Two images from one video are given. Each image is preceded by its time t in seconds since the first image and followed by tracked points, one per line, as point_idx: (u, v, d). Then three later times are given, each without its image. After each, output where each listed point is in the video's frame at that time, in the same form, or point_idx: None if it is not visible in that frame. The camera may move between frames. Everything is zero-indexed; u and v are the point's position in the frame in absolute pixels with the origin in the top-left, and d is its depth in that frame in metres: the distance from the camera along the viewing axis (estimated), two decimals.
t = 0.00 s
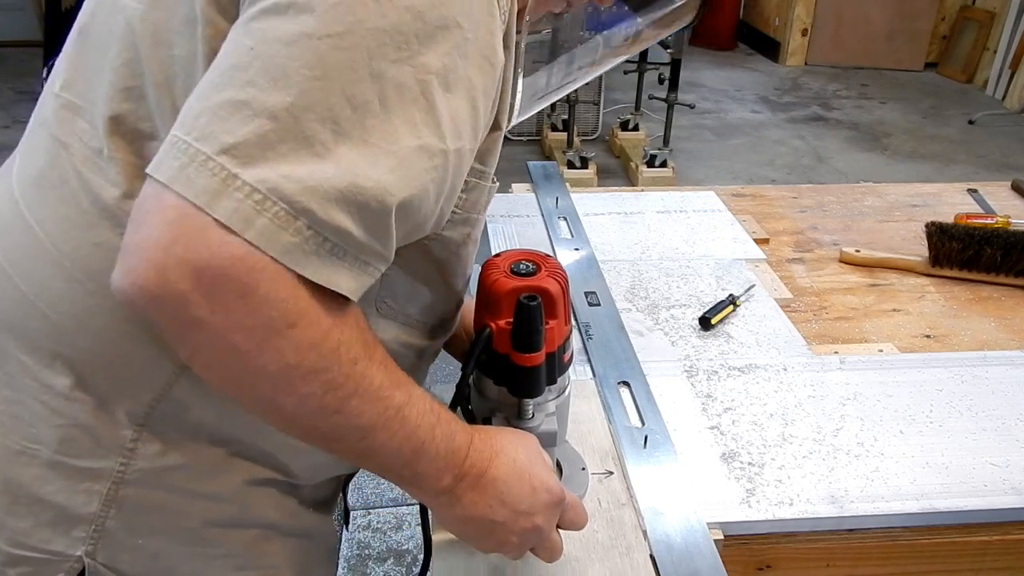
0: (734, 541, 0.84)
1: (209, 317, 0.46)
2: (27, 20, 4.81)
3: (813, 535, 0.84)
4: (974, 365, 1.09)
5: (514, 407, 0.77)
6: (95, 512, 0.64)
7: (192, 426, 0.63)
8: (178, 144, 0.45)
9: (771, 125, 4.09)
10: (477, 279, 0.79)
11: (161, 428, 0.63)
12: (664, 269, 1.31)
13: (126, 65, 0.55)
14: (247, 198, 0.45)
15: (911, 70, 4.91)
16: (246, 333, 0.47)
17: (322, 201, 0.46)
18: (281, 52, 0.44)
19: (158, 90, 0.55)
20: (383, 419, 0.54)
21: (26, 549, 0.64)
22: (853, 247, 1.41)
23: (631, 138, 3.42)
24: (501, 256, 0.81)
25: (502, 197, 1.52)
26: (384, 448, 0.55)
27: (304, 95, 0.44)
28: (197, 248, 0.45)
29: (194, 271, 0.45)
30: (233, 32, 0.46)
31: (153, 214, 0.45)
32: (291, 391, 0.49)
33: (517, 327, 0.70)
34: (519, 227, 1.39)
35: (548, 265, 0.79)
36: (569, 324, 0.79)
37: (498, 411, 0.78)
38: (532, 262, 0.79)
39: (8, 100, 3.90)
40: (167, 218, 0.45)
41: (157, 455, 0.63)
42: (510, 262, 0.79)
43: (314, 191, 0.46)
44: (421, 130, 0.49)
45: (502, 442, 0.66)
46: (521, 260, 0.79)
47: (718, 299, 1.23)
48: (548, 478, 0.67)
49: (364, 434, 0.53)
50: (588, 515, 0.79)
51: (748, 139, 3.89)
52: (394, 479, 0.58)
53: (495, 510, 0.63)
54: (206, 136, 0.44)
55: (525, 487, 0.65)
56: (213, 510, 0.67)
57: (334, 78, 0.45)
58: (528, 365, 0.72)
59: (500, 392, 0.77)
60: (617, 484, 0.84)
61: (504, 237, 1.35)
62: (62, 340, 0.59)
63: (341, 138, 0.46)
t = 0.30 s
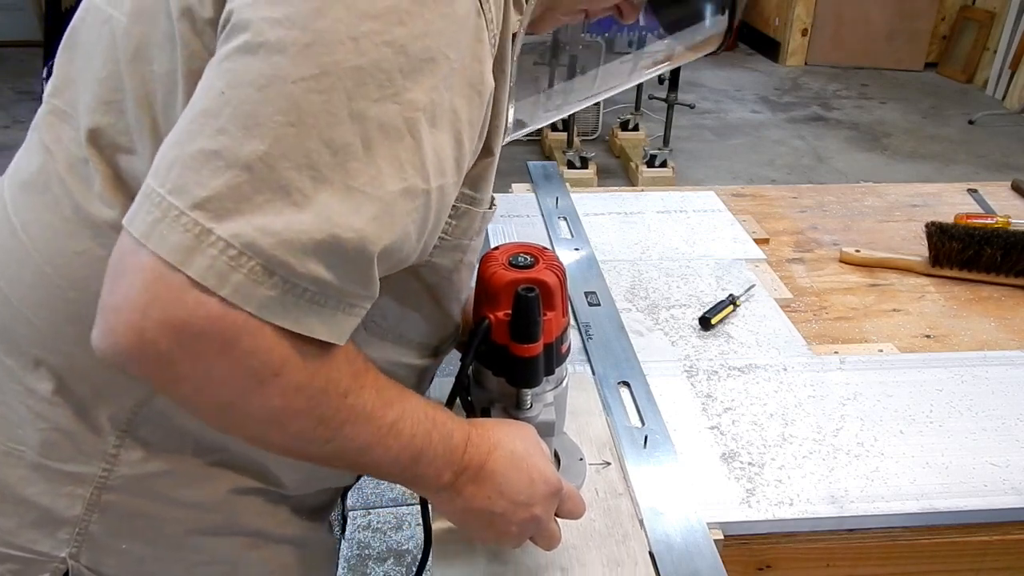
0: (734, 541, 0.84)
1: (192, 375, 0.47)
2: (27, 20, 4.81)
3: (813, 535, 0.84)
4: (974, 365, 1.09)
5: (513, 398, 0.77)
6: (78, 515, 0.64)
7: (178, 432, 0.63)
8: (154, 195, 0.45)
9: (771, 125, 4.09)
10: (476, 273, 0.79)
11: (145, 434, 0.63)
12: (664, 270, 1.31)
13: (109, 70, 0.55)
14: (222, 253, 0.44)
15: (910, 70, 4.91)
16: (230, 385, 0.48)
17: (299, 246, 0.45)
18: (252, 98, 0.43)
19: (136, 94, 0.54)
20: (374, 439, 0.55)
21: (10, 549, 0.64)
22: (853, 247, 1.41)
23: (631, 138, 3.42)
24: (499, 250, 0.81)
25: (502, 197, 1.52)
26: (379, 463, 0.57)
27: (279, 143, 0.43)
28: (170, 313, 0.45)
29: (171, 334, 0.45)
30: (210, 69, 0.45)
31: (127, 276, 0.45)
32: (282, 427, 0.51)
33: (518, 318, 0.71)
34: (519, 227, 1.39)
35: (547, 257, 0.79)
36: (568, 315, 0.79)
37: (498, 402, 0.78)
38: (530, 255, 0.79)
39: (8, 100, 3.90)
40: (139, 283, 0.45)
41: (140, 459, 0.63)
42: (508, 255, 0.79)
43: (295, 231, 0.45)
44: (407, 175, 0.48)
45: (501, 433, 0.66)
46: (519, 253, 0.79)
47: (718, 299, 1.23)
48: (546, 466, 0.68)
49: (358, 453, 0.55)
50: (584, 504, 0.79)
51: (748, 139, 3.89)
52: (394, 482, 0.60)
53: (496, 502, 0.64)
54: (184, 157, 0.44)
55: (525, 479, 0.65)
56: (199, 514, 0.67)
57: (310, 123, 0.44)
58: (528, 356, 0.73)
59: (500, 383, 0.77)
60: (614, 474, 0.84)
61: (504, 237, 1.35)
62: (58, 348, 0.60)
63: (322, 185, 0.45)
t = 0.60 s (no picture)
0: (734, 541, 0.84)
1: (157, 418, 0.50)
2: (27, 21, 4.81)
3: (813, 535, 0.84)
4: (974, 365, 1.09)
5: (513, 395, 0.77)
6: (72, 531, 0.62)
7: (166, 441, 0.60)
8: (10, 243, 0.48)
9: (771, 125, 4.09)
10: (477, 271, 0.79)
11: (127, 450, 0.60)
12: (664, 270, 1.31)
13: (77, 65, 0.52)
14: (89, 283, 0.46)
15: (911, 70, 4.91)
16: (196, 418, 0.51)
17: (172, 249, 0.46)
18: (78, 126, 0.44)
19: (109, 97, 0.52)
20: (353, 455, 0.57)
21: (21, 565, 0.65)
22: (853, 246, 1.41)
23: (631, 138, 3.43)
24: (499, 248, 0.81)
25: (502, 197, 1.52)
26: (364, 478, 0.59)
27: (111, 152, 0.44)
28: (120, 361, 0.48)
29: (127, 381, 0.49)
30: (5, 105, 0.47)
31: (75, 335, 0.48)
32: (257, 453, 0.54)
33: (518, 315, 0.71)
34: (519, 227, 1.39)
35: (546, 255, 0.79)
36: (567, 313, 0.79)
37: (498, 400, 0.78)
38: (530, 253, 0.79)
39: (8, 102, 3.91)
40: (84, 339, 0.48)
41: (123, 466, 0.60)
42: (508, 253, 0.79)
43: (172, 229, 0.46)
44: (258, 130, 0.47)
45: (501, 431, 0.66)
46: (519, 251, 0.79)
47: (718, 299, 1.23)
48: (546, 463, 0.68)
49: (341, 470, 0.57)
50: (584, 502, 0.79)
51: (748, 139, 3.89)
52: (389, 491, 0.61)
53: (495, 501, 0.64)
54: (25, 191, 0.46)
55: (524, 477, 0.65)
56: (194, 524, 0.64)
57: (128, 122, 0.44)
58: (528, 354, 0.73)
59: (500, 380, 0.77)
60: (613, 472, 0.84)
61: (503, 236, 1.35)
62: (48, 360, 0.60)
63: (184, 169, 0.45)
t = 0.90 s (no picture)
0: (735, 541, 0.84)
1: (143, 433, 0.50)
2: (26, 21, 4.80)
3: (813, 534, 0.84)
4: (974, 365, 1.09)
5: (512, 394, 0.77)
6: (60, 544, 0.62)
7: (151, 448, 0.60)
8: None
9: (771, 125, 4.09)
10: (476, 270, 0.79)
11: (109, 461, 0.59)
12: (664, 270, 1.31)
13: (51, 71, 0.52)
14: (56, 303, 0.46)
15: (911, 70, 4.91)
16: (184, 432, 0.51)
17: (129, 262, 0.46)
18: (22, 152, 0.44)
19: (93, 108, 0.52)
20: (346, 463, 0.57)
21: None
22: (853, 247, 1.41)
23: (631, 138, 3.43)
24: (499, 247, 0.81)
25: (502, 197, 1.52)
26: (360, 485, 0.59)
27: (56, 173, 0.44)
28: (102, 381, 0.48)
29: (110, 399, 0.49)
30: None
31: (52, 358, 0.48)
32: (248, 464, 0.54)
33: (518, 314, 0.71)
34: (519, 227, 1.39)
35: (546, 254, 0.79)
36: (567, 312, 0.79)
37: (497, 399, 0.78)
38: (530, 252, 0.79)
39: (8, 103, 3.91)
40: (62, 362, 0.48)
41: (105, 478, 0.60)
42: (508, 252, 0.79)
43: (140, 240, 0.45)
44: (198, 136, 0.47)
45: (500, 435, 0.66)
46: (518, 251, 0.79)
47: (718, 299, 1.23)
48: (545, 464, 0.68)
49: (335, 478, 0.57)
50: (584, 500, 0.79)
51: (748, 139, 3.89)
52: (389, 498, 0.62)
53: (498, 504, 0.64)
54: None
55: (523, 480, 0.66)
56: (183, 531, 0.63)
57: (67, 143, 0.44)
58: (528, 353, 0.73)
59: (500, 380, 0.77)
60: (613, 471, 0.84)
61: (503, 237, 1.35)
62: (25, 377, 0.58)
63: (130, 183, 0.45)
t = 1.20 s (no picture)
0: (734, 541, 0.84)
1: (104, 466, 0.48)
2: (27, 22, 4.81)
3: (813, 535, 0.84)
4: (974, 365, 1.09)
5: (511, 395, 0.77)
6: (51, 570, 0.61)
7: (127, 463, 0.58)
8: None
9: (771, 125, 4.09)
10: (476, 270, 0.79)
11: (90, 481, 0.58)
12: (664, 270, 1.31)
13: None
14: None
15: (910, 70, 4.91)
16: (145, 463, 0.49)
17: (37, 291, 0.42)
18: None
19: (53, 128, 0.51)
20: (325, 483, 0.55)
21: None
22: (853, 246, 1.41)
23: (631, 138, 3.43)
24: (498, 248, 0.81)
25: (502, 197, 1.52)
26: (344, 506, 0.57)
27: None
28: (47, 419, 0.45)
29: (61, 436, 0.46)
30: None
31: None
32: (219, 492, 0.52)
33: (518, 314, 0.71)
34: (519, 227, 1.39)
35: (546, 254, 0.79)
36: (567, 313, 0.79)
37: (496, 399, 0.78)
38: (529, 252, 0.79)
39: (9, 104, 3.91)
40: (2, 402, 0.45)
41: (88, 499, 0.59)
42: (507, 253, 0.79)
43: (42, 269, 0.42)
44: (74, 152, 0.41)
45: (501, 446, 0.67)
46: (518, 251, 0.79)
47: (718, 299, 1.23)
48: (545, 470, 0.69)
49: (316, 500, 0.56)
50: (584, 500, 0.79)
51: (748, 139, 3.89)
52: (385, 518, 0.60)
53: (501, 513, 0.65)
54: None
55: (522, 488, 0.66)
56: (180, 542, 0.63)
57: None
58: (527, 353, 0.73)
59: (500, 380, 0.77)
60: (613, 471, 0.84)
61: (503, 237, 1.35)
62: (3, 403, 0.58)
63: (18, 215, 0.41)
